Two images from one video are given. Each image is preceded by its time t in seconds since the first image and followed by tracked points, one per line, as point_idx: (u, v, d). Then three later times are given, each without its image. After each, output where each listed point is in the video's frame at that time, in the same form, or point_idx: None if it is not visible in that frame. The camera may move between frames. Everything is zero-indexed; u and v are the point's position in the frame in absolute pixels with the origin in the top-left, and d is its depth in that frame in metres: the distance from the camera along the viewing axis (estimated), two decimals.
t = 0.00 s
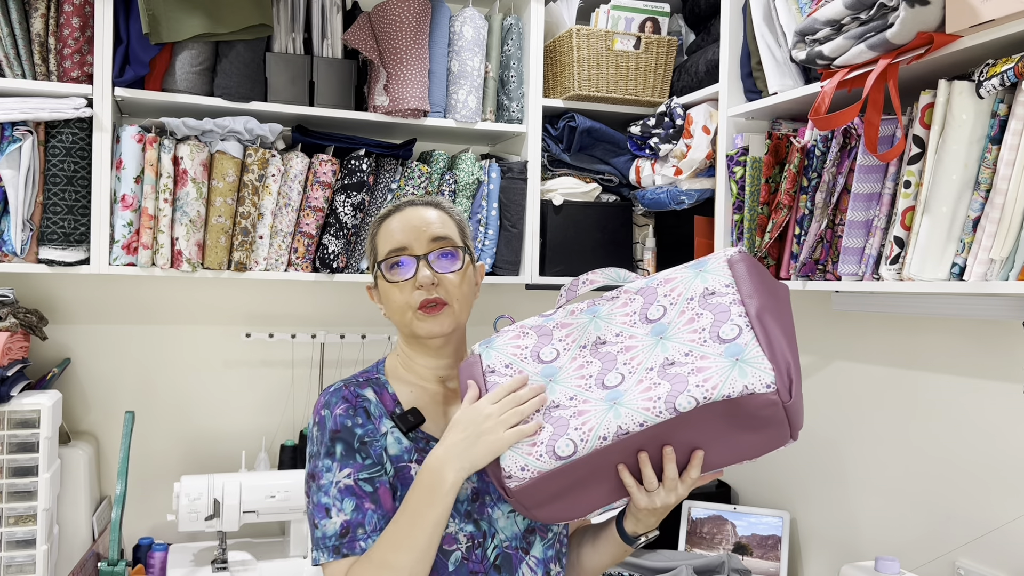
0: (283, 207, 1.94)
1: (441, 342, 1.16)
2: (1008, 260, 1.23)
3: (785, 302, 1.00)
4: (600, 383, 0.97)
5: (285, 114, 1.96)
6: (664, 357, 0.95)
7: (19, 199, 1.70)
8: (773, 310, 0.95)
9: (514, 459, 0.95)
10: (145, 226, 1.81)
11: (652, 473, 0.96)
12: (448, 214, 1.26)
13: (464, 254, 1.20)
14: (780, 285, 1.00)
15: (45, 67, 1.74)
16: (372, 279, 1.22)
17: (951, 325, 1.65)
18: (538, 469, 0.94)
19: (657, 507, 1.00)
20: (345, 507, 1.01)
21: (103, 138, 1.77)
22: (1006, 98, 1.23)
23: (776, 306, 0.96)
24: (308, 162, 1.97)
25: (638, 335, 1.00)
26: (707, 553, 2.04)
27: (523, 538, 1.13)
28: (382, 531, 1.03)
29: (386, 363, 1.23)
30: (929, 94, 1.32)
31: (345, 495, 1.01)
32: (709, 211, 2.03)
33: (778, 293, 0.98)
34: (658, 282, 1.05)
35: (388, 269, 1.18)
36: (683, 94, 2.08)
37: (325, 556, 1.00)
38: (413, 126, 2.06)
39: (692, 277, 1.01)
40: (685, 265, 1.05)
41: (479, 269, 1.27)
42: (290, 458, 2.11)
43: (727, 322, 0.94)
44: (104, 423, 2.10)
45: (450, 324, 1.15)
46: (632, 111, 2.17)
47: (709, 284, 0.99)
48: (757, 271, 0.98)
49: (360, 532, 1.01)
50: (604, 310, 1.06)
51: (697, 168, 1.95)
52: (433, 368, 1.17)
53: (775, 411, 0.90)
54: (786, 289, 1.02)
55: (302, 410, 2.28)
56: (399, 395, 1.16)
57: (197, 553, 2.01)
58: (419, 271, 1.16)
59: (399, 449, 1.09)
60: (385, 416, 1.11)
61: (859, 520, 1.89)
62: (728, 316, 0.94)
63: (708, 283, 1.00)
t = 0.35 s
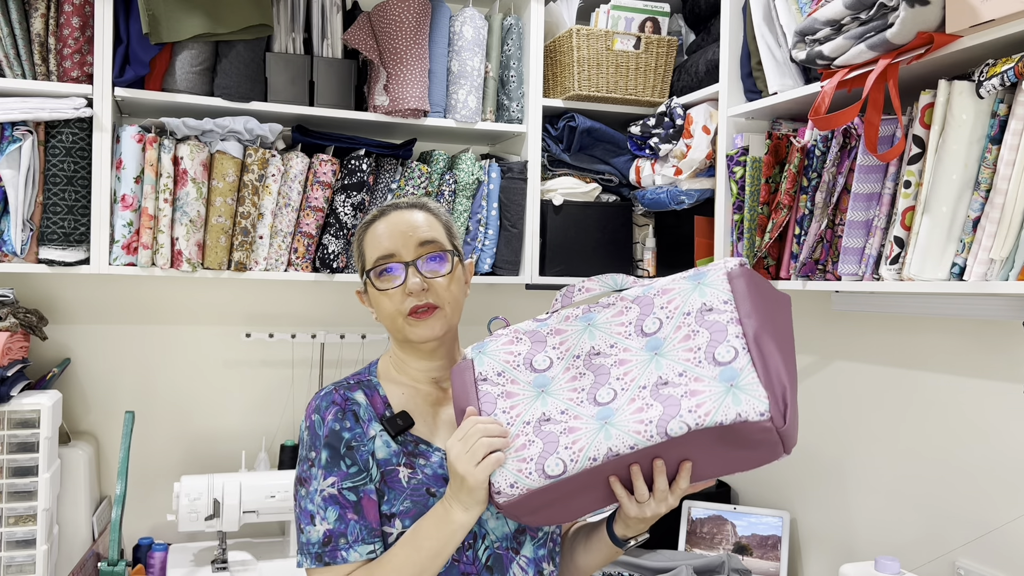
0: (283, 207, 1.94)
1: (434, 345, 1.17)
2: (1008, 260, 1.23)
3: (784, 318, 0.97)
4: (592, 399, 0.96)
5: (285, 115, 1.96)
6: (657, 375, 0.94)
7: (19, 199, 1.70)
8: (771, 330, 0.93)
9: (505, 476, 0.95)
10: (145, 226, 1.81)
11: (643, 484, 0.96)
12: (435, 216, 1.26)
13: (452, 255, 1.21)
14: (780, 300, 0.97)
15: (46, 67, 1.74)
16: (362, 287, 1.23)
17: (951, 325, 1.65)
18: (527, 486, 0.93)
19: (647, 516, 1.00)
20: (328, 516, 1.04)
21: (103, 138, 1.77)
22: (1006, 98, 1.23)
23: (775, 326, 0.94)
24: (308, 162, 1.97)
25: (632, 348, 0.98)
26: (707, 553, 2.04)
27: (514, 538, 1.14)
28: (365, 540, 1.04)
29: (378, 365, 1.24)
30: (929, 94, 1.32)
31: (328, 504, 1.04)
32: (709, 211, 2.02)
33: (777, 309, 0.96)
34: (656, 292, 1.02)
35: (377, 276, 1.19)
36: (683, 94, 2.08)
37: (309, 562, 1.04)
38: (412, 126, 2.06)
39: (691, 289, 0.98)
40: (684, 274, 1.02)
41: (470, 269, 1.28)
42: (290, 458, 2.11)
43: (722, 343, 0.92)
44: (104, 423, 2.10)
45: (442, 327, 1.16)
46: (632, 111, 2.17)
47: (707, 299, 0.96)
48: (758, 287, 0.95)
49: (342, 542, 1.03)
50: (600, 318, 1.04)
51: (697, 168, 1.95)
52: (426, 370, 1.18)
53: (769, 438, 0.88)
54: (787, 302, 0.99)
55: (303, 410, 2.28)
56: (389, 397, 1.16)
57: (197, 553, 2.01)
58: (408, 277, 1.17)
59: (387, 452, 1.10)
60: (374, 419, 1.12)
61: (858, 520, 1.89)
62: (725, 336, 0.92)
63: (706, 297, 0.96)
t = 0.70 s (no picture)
0: (283, 207, 1.94)
1: (431, 349, 1.17)
2: (1008, 260, 1.23)
3: (791, 354, 0.97)
4: (584, 422, 0.97)
5: (285, 115, 1.96)
6: (652, 406, 0.94)
7: (19, 199, 1.70)
8: (774, 369, 0.93)
9: (490, 491, 0.96)
10: (145, 226, 1.81)
11: (632, 504, 0.97)
12: (433, 218, 1.26)
13: (449, 258, 1.21)
14: (787, 336, 0.97)
15: (46, 67, 1.74)
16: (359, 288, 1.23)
17: (951, 325, 1.65)
18: (511, 504, 0.95)
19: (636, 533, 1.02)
20: (321, 517, 1.04)
21: (103, 138, 1.77)
22: (1006, 98, 1.23)
23: (778, 364, 0.94)
24: (308, 162, 1.97)
25: (631, 371, 0.99)
26: (707, 553, 2.04)
27: (505, 539, 1.14)
28: (358, 542, 1.04)
29: (375, 365, 1.24)
30: (930, 94, 1.32)
31: (321, 505, 1.04)
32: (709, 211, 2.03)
33: (783, 346, 0.96)
34: (662, 313, 1.02)
35: (374, 279, 1.19)
36: (683, 94, 2.08)
37: (302, 562, 1.04)
38: (412, 126, 2.06)
39: (697, 317, 0.98)
40: (695, 298, 1.01)
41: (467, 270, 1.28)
42: (290, 458, 2.11)
43: (721, 382, 0.93)
44: (104, 423, 2.10)
45: (437, 332, 1.17)
46: (632, 111, 2.17)
47: (713, 330, 0.97)
48: (768, 323, 0.95)
49: (334, 543, 1.03)
50: (602, 334, 1.03)
51: (697, 168, 1.95)
52: (422, 372, 1.19)
53: (757, 480, 0.90)
54: (796, 336, 0.98)
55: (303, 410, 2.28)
56: (384, 399, 1.17)
57: (197, 553, 2.00)
58: (404, 281, 1.17)
59: (380, 454, 1.10)
60: (367, 421, 1.12)
61: (857, 520, 1.89)
62: (725, 374, 0.93)
63: (712, 328, 0.97)
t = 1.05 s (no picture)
0: (283, 207, 1.94)
1: (430, 349, 1.18)
2: (1008, 260, 1.23)
3: (780, 339, 0.98)
4: (581, 411, 0.96)
5: (285, 114, 1.96)
6: (647, 391, 0.94)
7: (19, 199, 1.70)
8: (765, 349, 0.94)
9: (490, 483, 0.95)
10: (145, 226, 1.81)
11: (632, 495, 0.97)
12: (436, 218, 1.26)
13: (452, 259, 1.21)
14: (776, 317, 0.98)
15: (45, 67, 1.74)
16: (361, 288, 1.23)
17: (951, 325, 1.65)
18: (512, 496, 0.94)
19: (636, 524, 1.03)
20: (320, 515, 1.04)
21: (103, 138, 1.77)
22: (1006, 98, 1.23)
23: (768, 346, 0.94)
24: (308, 162, 1.97)
25: (625, 360, 0.99)
26: (707, 553, 2.04)
27: (505, 539, 1.15)
28: (358, 539, 1.05)
29: (375, 364, 1.25)
30: (929, 94, 1.32)
31: (321, 503, 1.04)
32: (709, 211, 2.03)
33: (772, 326, 0.97)
34: (653, 302, 1.02)
35: (376, 279, 1.19)
36: (683, 95, 2.08)
37: (301, 560, 1.04)
38: (412, 126, 2.06)
39: (687, 303, 0.99)
40: (683, 286, 1.02)
41: (469, 271, 1.28)
42: (290, 458, 2.11)
43: (714, 363, 0.93)
44: (103, 423, 2.10)
45: (438, 331, 1.17)
46: (632, 111, 2.17)
47: (703, 314, 0.97)
48: (755, 303, 0.96)
49: (333, 541, 1.03)
50: (595, 327, 1.04)
51: (697, 168, 1.95)
52: (422, 370, 1.19)
53: (755, 459, 0.89)
54: (784, 322, 0.99)
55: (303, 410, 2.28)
56: (384, 397, 1.17)
57: (197, 553, 2.00)
58: (406, 281, 1.17)
59: (380, 452, 1.10)
60: (367, 420, 1.12)
61: (856, 519, 1.90)
62: (717, 355, 0.93)
63: (702, 313, 0.97)
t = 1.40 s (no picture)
0: (283, 207, 1.94)
1: (432, 351, 1.18)
2: (1008, 260, 1.23)
3: (787, 340, 0.98)
4: (587, 411, 0.97)
5: (285, 114, 1.96)
6: (653, 392, 0.95)
7: (19, 199, 1.70)
8: (770, 351, 0.94)
9: (496, 483, 0.95)
10: (145, 226, 1.81)
11: (635, 495, 0.98)
12: (437, 218, 1.26)
13: (454, 259, 1.21)
14: (781, 319, 0.98)
15: (45, 67, 1.74)
16: (364, 287, 1.23)
17: (951, 325, 1.65)
18: (517, 495, 0.94)
19: (638, 524, 1.03)
20: (325, 515, 1.04)
21: (103, 138, 1.77)
22: (1006, 98, 1.23)
23: (775, 347, 0.95)
24: (308, 162, 1.97)
25: (631, 361, 0.99)
26: (707, 553, 2.04)
27: (508, 538, 1.14)
28: (362, 539, 1.05)
29: (376, 364, 1.25)
30: (929, 95, 1.32)
31: (325, 503, 1.04)
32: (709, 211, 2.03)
33: (777, 329, 0.97)
34: (658, 303, 1.03)
35: (379, 278, 1.19)
36: (683, 95, 2.08)
37: (305, 560, 1.04)
38: (412, 126, 2.06)
39: (693, 305, 1.00)
40: (689, 287, 1.03)
41: (469, 271, 1.28)
42: (290, 459, 2.11)
43: (720, 365, 0.93)
44: (104, 423, 2.10)
45: (440, 331, 1.17)
46: (632, 111, 2.17)
47: (709, 316, 0.98)
48: (761, 306, 0.97)
49: (337, 541, 1.03)
50: (600, 327, 1.04)
51: (697, 168, 1.95)
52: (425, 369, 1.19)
53: (760, 461, 0.90)
54: (792, 324, 1.00)
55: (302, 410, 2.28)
56: (387, 397, 1.17)
57: (197, 553, 2.00)
58: (408, 282, 1.17)
59: (383, 452, 1.10)
60: (370, 420, 1.12)
61: (857, 519, 1.90)
62: (723, 357, 0.94)
63: (708, 315, 0.98)
